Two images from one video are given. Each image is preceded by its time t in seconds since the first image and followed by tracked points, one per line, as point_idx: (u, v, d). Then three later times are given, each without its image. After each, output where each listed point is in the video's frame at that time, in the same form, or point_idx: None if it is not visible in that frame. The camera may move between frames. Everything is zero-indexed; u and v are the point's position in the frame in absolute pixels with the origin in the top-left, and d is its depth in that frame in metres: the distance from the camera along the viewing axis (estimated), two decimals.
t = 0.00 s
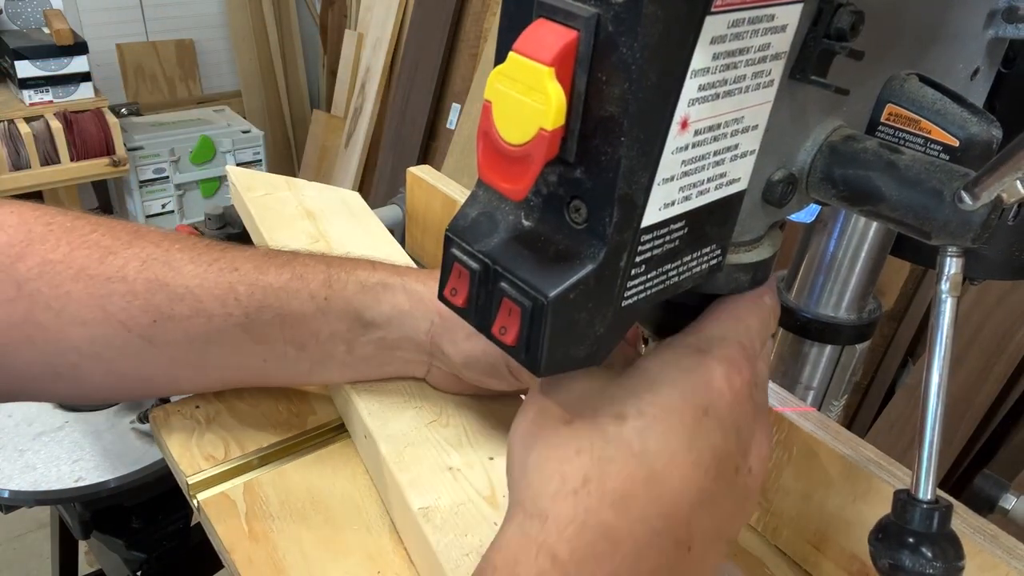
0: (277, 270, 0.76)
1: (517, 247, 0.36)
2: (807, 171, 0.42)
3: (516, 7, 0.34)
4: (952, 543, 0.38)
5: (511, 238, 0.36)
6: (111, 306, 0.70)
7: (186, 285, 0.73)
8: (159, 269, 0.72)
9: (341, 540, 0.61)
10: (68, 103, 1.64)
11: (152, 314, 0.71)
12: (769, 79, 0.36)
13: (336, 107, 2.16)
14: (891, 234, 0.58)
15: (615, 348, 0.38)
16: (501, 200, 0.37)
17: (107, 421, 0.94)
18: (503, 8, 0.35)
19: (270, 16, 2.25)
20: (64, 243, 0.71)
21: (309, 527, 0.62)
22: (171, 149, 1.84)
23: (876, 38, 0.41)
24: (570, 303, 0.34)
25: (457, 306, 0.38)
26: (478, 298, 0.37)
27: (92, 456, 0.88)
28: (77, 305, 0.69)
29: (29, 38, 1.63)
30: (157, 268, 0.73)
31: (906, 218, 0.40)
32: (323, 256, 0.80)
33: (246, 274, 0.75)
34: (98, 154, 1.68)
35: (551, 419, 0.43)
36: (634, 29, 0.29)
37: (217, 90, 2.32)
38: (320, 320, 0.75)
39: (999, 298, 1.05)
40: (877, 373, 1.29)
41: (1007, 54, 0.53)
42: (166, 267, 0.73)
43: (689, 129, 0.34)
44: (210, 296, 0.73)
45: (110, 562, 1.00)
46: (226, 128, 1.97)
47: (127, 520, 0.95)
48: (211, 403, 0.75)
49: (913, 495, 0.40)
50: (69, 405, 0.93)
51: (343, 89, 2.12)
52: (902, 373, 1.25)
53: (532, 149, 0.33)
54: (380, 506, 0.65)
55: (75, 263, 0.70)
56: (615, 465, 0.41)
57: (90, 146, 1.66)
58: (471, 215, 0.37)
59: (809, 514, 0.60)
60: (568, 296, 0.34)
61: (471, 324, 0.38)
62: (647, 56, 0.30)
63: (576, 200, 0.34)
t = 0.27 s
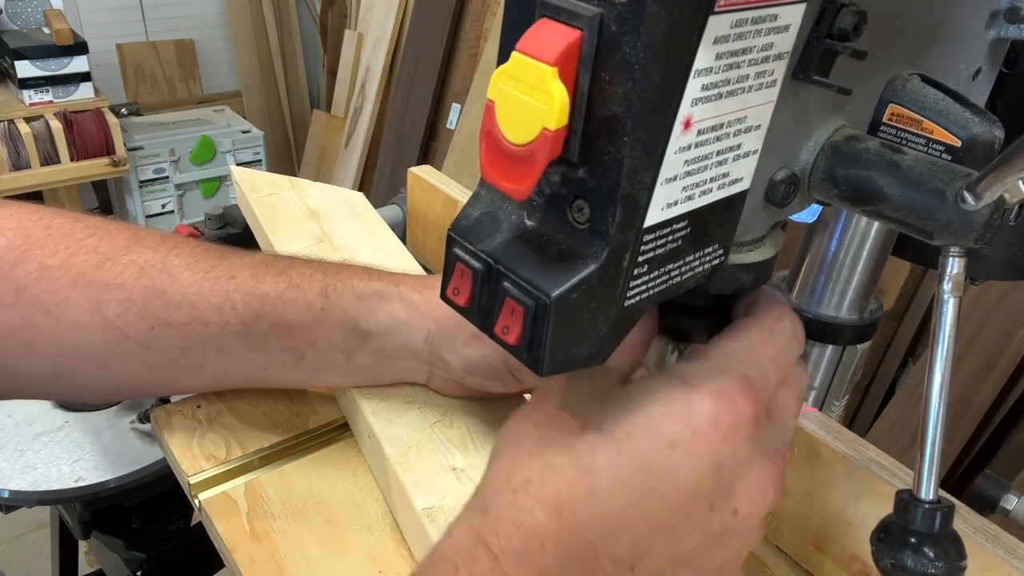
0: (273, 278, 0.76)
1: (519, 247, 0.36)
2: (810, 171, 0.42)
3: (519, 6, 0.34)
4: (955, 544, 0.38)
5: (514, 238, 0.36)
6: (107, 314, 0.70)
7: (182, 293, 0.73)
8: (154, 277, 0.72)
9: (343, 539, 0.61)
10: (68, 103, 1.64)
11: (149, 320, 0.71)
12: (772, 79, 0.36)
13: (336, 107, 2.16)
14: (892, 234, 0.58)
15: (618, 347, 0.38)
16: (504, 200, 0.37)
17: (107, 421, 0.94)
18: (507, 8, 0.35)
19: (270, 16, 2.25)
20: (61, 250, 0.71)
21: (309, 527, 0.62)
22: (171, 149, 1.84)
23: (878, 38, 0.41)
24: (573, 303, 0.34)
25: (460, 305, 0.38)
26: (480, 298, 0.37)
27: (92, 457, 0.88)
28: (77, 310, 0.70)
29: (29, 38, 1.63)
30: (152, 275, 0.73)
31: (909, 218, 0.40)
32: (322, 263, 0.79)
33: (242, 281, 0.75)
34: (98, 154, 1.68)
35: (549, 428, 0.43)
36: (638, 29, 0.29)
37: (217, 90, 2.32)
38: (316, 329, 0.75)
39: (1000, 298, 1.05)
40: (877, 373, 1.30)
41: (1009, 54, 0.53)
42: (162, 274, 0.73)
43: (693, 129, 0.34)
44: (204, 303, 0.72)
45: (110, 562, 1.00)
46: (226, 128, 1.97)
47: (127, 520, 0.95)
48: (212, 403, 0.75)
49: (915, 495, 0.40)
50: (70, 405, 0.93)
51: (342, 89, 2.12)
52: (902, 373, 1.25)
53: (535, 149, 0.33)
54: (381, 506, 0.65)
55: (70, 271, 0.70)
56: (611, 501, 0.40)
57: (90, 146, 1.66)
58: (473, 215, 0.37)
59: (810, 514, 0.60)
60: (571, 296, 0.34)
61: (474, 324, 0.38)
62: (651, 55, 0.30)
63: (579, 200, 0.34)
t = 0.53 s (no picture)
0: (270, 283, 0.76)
1: (517, 247, 0.36)
2: (807, 171, 0.42)
3: (516, 6, 0.34)
4: (952, 543, 0.38)
5: (510, 238, 0.36)
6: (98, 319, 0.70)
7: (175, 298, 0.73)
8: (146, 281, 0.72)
9: (341, 539, 0.61)
10: (68, 103, 1.64)
11: (142, 326, 0.71)
12: (769, 78, 0.36)
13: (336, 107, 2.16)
14: (890, 233, 0.58)
15: (615, 347, 0.38)
16: (501, 200, 0.37)
17: (107, 422, 0.94)
18: (504, 8, 0.35)
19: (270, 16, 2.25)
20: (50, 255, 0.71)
21: (308, 527, 0.62)
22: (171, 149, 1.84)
23: (875, 38, 0.41)
24: (570, 303, 0.34)
25: (457, 305, 0.38)
26: (477, 298, 0.37)
27: (92, 457, 0.88)
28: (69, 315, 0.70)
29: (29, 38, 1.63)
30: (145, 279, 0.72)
31: (906, 217, 0.40)
32: (313, 271, 0.79)
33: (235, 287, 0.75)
34: (98, 154, 1.68)
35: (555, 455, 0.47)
36: (633, 28, 0.29)
37: (217, 90, 2.32)
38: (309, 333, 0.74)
39: (999, 299, 1.05)
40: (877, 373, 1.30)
41: (1007, 54, 0.53)
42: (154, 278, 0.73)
43: (689, 129, 0.34)
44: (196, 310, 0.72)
45: (110, 562, 1.00)
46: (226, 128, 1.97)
47: (127, 520, 0.95)
48: (211, 403, 0.75)
49: (912, 495, 0.40)
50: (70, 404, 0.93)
51: (343, 89, 2.12)
52: (903, 374, 1.25)
53: (531, 149, 0.33)
54: (380, 506, 0.65)
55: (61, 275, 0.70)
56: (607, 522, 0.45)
57: (90, 146, 1.66)
58: (471, 214, 0.37)
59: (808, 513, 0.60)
60: (567, 296, 0.34)
61: (471, 324, 0.38)
62: (646, 55, 0.30)
63: (575, 200, 0.34)
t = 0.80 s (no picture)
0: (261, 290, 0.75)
1: (521, 247, 0.36)
2: (811, 171, 0.42)
3: (520, 6, 0.34)
4: (956, 544, 0.38)
5: (514, 239, 0.36)
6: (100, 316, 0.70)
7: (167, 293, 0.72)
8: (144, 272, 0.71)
9: (342, 540, 0.60)
10: (68, 103, 1.63)
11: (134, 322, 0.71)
12: (773, 79, 0.36)
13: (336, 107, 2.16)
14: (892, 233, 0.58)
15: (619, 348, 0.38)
16: (505, 200, 0.37)
17: (107, 421, 0.94)
18: (508, 8, 0.35)
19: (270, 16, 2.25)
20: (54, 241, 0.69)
21: (309, 527, 0.61)
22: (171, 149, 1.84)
23: (879, 38, 0.41)
24: (574, 303, 0.34)
25: (461, 306, 0.38)
26: (480, 298, 0.37)
27: (92, 456, 0.88)
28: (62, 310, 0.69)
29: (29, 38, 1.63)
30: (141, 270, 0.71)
31: (910, 218, 0.40)
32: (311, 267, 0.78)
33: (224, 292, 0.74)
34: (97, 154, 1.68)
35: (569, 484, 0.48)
36: (639, 29, 0.29)
37: (217, 90, 2.32)
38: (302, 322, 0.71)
39: (999, 299, 1.05)
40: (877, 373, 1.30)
41: (1009, 54, 0.53)
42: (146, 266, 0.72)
43: (694, 129, 0.34)
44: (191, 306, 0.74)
45: (110, 561, 1.01)
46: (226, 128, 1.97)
47: (127, 520, 0.95)
48: (211, 403, 0.75)
49: (916, 496, 0.40)
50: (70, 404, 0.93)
51: (342, 89, 2.12)
52: (903, 373, 1.25)
53: (536, 149, 0.33)
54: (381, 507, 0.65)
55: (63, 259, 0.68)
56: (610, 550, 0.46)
57: (90, 146, 1.66)
58: (474, 215, 0.37)
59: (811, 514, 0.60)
60: (571, 297, 0.33)
61: (475, 324, 0.38)
62: (651, 55, 0.30)
63: (580, 200, 0.34)
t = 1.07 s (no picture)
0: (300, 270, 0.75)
1: (521, 247, 0.36)
2: (811, 171, 0.42)
3: (520, 6, 0.34)
4: (956, 544, 0.38)
5: (514, 238, 0.36)
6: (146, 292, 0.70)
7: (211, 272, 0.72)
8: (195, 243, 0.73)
9: (342, 539, 0.60)
10: (68, 103, 1.63)
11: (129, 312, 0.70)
12: (774, 79, 0.36)
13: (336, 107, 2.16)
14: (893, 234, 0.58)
15: (619, 349, 0.38)
16: (505, 200, 0.37)
17: (107, 421, 0.94)
18: (508, 8, 0.35)
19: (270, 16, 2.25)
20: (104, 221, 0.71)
21: (309, 527, 0.61)
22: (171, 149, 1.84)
23: (879, 38, 0.41)
24: (575, 303, 0.34)
25: (461, 306, 0.38)
26: (481, 298, 0.37)
27: (92, 456, 0.88)
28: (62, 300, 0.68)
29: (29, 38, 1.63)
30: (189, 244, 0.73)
31: (910, 218, 0.40)
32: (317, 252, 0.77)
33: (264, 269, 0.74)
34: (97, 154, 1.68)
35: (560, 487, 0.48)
36: (639, 29, 0.29)
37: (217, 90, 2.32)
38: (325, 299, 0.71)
39: (999, 299, 1.05)
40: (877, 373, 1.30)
41: (1009, 54, 0.53)
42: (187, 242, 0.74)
43: (694, 129, 0.34)
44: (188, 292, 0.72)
45: (111, 561, 1.01)
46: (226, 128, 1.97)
47: (127, 520, 0.95)
48: (212, 403, 0.75)
49: (916, 496, 0.40)
50: (70, 404, 0.93)
51: (342, 89, 2.12)
52: (903, 373, 1.25)
53: (536, 149, 0.33)
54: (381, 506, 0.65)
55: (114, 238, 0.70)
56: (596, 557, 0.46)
57: (90, 146, 1.66)
58: (475, 215, 0.37)
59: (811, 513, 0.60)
60: (571, 297, 0.33)
61: (475, 324, 0.38)
62: (652, 56, 0.30)
63: (580, 200, 0.34)
